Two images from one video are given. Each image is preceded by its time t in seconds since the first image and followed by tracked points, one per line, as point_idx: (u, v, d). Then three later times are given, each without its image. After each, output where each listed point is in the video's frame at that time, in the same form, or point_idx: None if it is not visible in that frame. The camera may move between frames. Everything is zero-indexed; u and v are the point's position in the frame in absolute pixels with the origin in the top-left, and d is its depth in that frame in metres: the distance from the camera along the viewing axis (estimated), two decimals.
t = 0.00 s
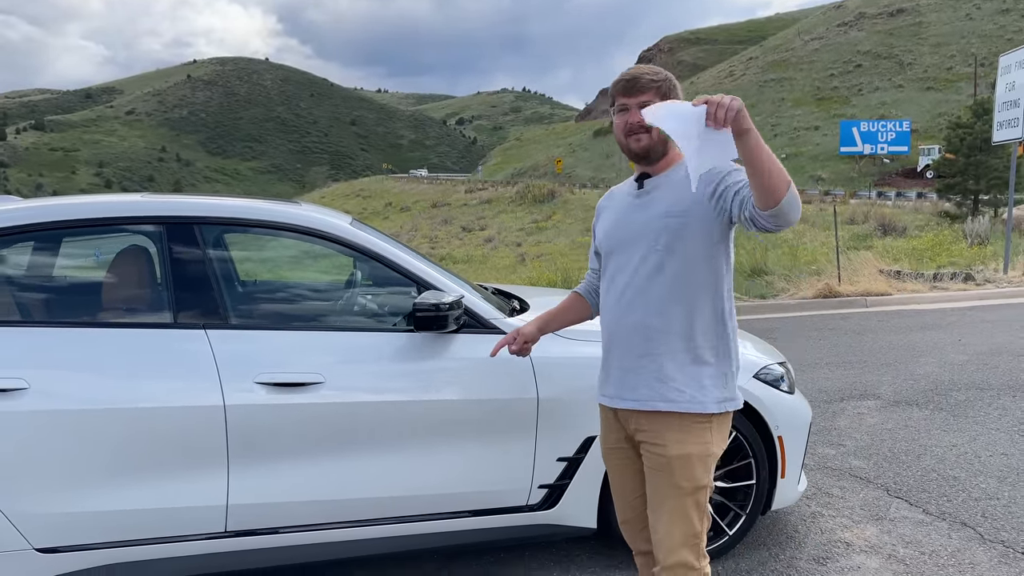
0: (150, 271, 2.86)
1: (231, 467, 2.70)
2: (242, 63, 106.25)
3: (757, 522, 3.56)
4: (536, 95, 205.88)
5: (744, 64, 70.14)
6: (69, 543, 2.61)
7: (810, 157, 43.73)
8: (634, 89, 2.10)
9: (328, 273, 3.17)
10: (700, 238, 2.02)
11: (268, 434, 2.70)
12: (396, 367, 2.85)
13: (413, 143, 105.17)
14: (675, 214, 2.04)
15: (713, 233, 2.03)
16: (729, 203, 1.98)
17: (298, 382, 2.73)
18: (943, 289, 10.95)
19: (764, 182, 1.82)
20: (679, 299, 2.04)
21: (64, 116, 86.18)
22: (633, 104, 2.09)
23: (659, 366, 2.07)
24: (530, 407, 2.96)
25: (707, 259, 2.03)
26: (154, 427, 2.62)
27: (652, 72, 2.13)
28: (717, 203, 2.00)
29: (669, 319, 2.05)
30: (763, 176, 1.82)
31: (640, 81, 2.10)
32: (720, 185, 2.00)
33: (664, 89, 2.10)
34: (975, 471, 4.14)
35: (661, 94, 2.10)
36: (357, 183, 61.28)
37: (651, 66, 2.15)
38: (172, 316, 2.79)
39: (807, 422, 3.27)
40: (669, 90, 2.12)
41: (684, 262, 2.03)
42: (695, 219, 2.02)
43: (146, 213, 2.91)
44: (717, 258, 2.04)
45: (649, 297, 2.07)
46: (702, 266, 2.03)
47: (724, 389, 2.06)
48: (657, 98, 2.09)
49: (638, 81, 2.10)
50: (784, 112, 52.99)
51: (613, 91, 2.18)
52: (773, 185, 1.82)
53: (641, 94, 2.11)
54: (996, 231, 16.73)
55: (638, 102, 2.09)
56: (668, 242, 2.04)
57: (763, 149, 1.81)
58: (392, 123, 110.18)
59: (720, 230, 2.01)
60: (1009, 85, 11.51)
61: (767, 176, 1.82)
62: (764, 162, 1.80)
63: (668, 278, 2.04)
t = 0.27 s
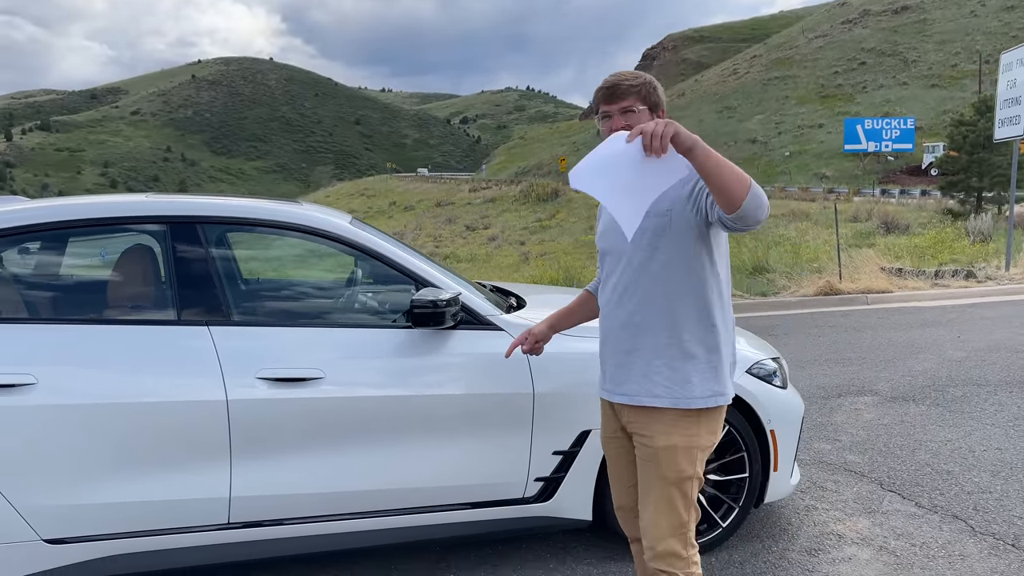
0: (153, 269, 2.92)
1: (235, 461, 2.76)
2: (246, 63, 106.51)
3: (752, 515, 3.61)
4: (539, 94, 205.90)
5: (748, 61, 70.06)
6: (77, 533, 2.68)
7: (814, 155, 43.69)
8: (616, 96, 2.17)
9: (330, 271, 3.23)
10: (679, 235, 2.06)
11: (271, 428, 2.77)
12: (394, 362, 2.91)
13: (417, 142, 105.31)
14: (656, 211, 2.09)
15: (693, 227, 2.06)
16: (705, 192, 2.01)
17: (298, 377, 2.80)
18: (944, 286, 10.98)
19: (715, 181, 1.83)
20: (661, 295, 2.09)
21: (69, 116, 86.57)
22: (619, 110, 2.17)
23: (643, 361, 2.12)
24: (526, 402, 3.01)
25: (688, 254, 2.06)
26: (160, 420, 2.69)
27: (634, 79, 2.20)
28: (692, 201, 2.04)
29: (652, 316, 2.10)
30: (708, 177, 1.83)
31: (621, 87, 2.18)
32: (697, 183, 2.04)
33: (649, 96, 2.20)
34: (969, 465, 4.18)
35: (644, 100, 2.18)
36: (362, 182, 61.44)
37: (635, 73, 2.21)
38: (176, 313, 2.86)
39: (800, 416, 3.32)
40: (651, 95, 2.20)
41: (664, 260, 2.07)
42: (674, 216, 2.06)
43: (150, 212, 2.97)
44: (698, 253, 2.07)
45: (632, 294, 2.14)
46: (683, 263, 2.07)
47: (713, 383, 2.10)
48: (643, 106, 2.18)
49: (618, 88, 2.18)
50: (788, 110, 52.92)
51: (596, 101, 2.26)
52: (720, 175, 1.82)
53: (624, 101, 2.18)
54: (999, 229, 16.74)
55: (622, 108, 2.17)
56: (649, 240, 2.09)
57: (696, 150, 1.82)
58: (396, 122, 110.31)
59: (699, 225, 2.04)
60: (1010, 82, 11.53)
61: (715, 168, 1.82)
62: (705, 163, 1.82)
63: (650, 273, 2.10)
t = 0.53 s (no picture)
0: (161, 266, 3.00)
1: (242, 451, 2.84)
2: (252, 62, 106.82)
3: (749, 505, 3.67)
4: (545, 93, 205.76)
5: (754, 58, 69.91)
6: (88, 521, 2.75)
7: (820, 152, 43.60)
8: (598, 105, 2.24)
9: (335, 266, 3.31)
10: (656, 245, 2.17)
11: (277, 417, 2.84)
12: (396, 354, 2.98)
13: (423, 141, 105.47)
14: (638, 221, 2.21)
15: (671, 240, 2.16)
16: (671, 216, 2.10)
17: (303, 369, 2.87)
18: (948, 283, 10.99)
19: (690, 298, 1.93)
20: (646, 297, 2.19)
21: (77, 115, 87.03)
22: (603, 122, 2.24)
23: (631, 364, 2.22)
24: (524, 394, 3.08)
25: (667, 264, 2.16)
26: (168, 411, 2.77)
27: (611, 86, 2.26)
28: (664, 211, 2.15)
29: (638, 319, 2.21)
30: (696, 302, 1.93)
31: (605, 96, 2.24)
32: (667, 205, 2.14)
33: (630, 100, 2.25)
34: (965, 458, 4.23)
35: (627, 106, 2.24)
36: (368, 181, 61.64)
37: (618, 79, 2.27)
38: (183, 308, 2.94)
39: (795, 408, 3.38)
40: (635, 100, 2.26)
41: (645, 266, 2.18)
42: (653, 224, 2.17)
43: (158, 210, 3.05)
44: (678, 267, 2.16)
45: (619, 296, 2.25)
46: (667, 267, 2.17)
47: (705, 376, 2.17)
48: (627, 112, 2.24)
49: (601, 96, 2.25)
50: (795, 107, 52.81)
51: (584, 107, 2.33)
52: (695, 297, 1.91)
53: (607, 108, 2.25)
54: (1005, 225, 16.71)
55: (605, 116, 2.24)
56: (632, 245, 2.21)
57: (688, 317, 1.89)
58: (402, 121, 110.50)
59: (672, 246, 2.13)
60: (1014, 79, 11.52)
61: (689, 293, 1.92)
62: (684, 307, 1.90)
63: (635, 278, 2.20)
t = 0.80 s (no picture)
0: (176, 262, 3.09)
1: (255, 442, 2.93)
2: (260, 62, 107.24)
3: (751, 497, 3.73)
4: (552, 91, 205.62)
5: (762, 56, 69.70)
6: (107, 509, 2.84)
7: (828, 150, 43.49)
8: (622, 95, 2.31)
9: (344, 263, 3.38)
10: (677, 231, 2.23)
11: (290, 410, 2.93)
12: (405, 347, 3.06)
13: (430, 139, 105.66)
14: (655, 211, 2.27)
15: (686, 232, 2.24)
16: (691, 209, 2.17)
17: (314, 362, 2.95)
18: (954, 279, 10.99)
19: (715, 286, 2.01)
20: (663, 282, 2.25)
21: (86, 116, 87.69)
22: (624, 111, 2.30)
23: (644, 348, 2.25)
24: (530, 386, 3.16)
25: (682, 253, 2.24)
26: (185, 402, 2.85)
27: (631, 79, 2.33)
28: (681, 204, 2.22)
29: (650, 304, 2.25)
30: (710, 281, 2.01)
31: (626, 87, 2.30)
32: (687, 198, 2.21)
33: (651, 92, 2.31)
34: (966, 451, 4.28)
35: (649, 98, 2.30)
36: (376, 180, 61.87)
37: (639, 72, 2.34)
38: (198, 304, 3.03)
39: (795, 402, 3.44)
40: (655, 93, 2.32)
41: (663, 251, 2.24)
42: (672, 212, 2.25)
43: (173, 209, 3.15)
44: (693, 259, 2.25)
45: (633, 282, 2.28)
46: (684, 260, 2.24)
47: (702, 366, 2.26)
48: (646, 104, 2.30)
49: (624, 88, 2.31)
50: (803, 104, 52.65)
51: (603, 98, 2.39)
52: (720, 286, 1.99)
53: (629, 99, 2.32)
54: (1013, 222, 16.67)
55: (627, 106, 2.30)
56: (649, 232, 2.27)
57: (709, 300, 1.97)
58: (409, 119, 110.73)
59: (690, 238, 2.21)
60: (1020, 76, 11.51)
61: (717, 283, 2.00)
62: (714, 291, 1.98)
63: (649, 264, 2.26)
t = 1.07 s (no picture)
0: (198, 259, 3.17)
1: (276, 433, 3.01)
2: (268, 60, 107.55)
3: (759, 488, 3.81)
4: (560, 87, 205.19)
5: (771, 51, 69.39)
6: (133, 497, 2.93)
7: (838, 145, 43.30)
8: (654, 90, 2.38)
9: (358, 259, 3.46)
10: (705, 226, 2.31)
11: (309, 400, 3.01)
12: (420, 342, 3.13)
13: (438, 136, 105.75)
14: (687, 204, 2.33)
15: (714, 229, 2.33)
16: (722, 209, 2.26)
17: (332, 355, 3.03)
18: (964, 275, 10.98)
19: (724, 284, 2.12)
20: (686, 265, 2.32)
21: (97, 114, 88.24)
22: (654, 106, 2.38)
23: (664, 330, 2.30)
24: (542, 379, 3.23)
25: (708, 249, 2.32)
26: (206, 393, 2.94)
27: (668, 78, 2.40)
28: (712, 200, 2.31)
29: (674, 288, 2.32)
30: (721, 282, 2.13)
31: (659, 85, 2.38)
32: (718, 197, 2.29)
33: (681, 90, 2.39)
34: (973, 444, 4.32)
35: (679, 96, 2.38)
36: (384, 177, 61.99)
37: (672, 73, 2.43)
38: (219, 299, 3.11)
39: (802, 394, 3.50)
40: (686, 93, 2.40)
41: (690, 241, 2.31)
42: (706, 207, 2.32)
43: (194, 207, 3.23)
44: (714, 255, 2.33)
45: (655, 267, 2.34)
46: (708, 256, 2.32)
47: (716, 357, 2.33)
48: (675, 103, 2.38)
49: (657, 83, 2.39)
50: (812, 100, 52.41)
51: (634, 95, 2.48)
52: (729, 283, 2.11)
53: (661, 96, 2.40)
54: None
55: (659, 101, 2.38)
56: (680, 223, 2.33)
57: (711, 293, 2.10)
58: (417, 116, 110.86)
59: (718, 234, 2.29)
60: None
61: (725, 279, 2.12)
62: (717, 286, 2.10)
63: (675, 254, 2.32)
